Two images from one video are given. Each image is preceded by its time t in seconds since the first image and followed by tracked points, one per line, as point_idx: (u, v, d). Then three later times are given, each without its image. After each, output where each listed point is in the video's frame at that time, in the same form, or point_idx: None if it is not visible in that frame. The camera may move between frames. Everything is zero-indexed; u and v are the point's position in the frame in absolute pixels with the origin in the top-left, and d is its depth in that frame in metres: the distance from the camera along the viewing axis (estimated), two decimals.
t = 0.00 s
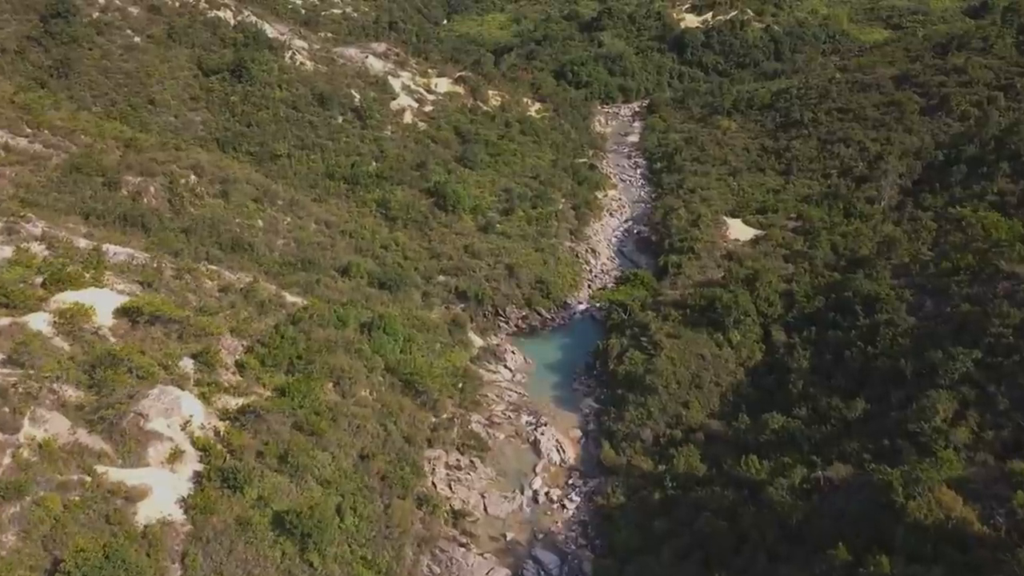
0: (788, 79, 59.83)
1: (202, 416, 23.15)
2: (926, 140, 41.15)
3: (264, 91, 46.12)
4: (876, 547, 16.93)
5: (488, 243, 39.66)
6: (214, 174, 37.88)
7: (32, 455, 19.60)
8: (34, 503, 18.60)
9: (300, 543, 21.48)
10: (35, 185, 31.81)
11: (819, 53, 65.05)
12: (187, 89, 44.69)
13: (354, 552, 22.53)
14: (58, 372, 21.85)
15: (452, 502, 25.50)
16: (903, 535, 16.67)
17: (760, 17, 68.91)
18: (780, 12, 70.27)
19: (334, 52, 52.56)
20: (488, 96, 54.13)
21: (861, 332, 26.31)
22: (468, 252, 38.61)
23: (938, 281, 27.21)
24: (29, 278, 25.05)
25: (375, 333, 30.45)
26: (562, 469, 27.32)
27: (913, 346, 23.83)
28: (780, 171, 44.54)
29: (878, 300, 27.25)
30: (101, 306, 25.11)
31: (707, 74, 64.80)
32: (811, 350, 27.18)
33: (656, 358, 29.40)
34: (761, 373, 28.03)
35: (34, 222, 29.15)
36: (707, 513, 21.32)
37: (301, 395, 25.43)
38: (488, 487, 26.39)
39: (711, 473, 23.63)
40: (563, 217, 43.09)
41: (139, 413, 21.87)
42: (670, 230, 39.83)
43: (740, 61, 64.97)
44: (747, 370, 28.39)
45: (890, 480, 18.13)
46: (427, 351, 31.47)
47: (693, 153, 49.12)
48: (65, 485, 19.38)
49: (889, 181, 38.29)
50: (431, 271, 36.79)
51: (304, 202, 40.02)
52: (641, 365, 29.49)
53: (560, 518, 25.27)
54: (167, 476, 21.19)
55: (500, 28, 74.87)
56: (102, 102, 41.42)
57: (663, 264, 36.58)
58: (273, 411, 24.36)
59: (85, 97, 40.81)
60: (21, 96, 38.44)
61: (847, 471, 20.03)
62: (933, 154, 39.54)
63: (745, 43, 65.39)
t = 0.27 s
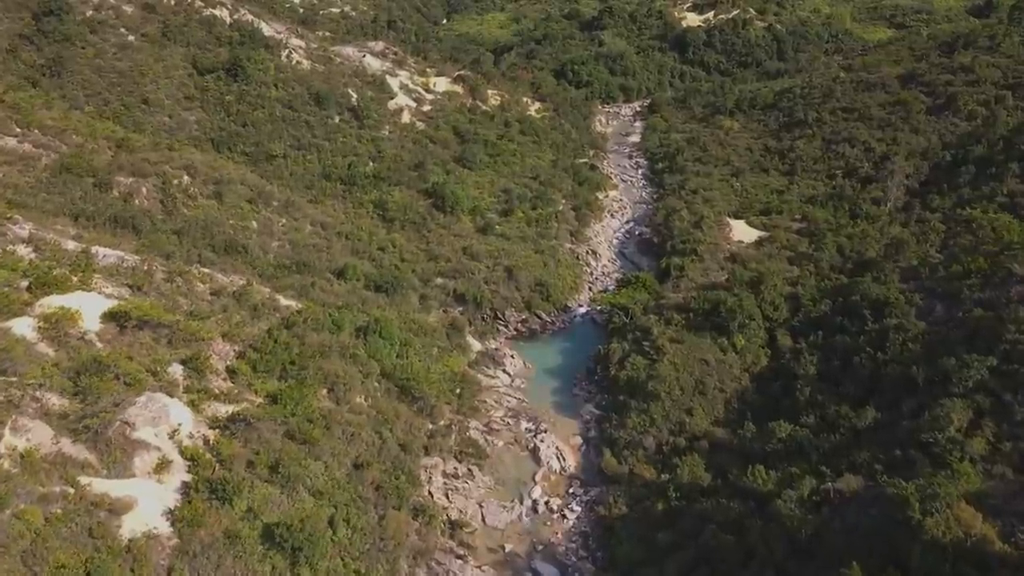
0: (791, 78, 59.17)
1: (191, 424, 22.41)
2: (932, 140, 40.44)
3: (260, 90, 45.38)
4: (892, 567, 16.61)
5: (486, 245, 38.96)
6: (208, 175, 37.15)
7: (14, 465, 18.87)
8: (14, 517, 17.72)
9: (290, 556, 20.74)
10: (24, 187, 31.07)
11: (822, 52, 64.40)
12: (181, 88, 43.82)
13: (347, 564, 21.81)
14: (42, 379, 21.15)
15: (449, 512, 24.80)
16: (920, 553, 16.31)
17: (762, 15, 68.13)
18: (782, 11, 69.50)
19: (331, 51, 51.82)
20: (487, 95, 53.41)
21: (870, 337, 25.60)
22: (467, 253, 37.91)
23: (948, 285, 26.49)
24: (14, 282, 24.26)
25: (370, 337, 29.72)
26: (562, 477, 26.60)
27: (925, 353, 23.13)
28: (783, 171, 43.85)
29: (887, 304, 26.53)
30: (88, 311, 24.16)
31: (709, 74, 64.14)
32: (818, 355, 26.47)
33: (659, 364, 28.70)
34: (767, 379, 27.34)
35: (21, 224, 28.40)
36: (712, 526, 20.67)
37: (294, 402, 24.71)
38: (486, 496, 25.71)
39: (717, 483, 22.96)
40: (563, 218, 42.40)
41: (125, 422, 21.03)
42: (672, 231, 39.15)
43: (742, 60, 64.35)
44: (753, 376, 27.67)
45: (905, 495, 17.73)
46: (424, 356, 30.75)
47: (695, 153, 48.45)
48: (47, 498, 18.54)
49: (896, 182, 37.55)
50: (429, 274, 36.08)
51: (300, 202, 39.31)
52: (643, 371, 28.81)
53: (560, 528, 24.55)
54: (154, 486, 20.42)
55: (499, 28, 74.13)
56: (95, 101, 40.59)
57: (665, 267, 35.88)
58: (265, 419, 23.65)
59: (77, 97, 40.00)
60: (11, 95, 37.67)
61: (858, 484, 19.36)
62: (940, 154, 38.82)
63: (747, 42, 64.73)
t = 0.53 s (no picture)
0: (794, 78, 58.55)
1: (178, 433, 21.72)
2: (939, 139, 39.71)
3: (256, 89, 44.65)
4: None
5: (485, 246, 38.26)
6: (202, 175, 36.42)
7: None
8: None
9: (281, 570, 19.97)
10: (12, 187, 30.34)
11: (825, 50, 63.76)
12: (176, 87, 43.06)
13: None
14: (23, 386, 20.40)
15: (446, 521, 24.12)
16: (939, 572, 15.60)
17: (764, 13, 67.42)
18: (785, 9, 68.75)
19: (329, 50, 51.09)
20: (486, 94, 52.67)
21: (879, 342, 24.87)
22: (465, 255, 37.20)
23: (960, 287, 25.74)
24: None
25: (366, 341, 28.98)
26: (562, 486, 25.88)
27: (937, 359, 22.41)
28: (787, 171, 43.15)
29: (897, 307, 25.77)
30: (73, 315, 23.61)
31: (711, 74, 63.51)
32: (826, 360, 25.73)
33: (661, 369, 27.97)
34: (773, 385, 26.64)
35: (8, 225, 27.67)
36: (718, 539, 19.99)
37: (286, 409, 24.02)
38: (484, 505, 25.02)
39: (721, 494, 22.26)
40: (563, 219, 41.70)
41: (110, 430, 20.34)
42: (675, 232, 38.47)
43: (744, 59, 63.73)
44: (758, 382, 26.96)
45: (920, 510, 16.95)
46: (421, 360, 30.02)
47: (697, 153, 47.79)
48: (27, 510, 17.68)
49: (903, 182, 36.80)
50: (427, 276, 35.38)
51: (296, 203, 38.61)
52: (645, 376, 28.09)
53: (560, 539, 23.84)
54: (139, 498, 19.68)
55: (499, 27, 73.40)
56: (87, 99, 39.80)
57: (667, 269, 35.18)
58: (256, 427, 22.95)
59: (70, 95, 39.20)
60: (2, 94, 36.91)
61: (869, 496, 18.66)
62: (948, 154, 38.07)
63: (750, 41, 64.09)
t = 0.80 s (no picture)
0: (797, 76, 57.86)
1: (166, 441, 20.86)
2: (946, 139, 38.97)
3: (251, 88, 43.89)
4: None
5: (484, 247, 37.52)
6: (195, 175, 35.67)
7: None
8: None
9: None
10: None
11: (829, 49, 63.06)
12: (170, 85, 42.25)
13: None
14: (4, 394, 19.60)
15: (442, 532, 23.39)
16: None
17: (767, 11, 66.62)
18: (788, 7, 67.93)
19: (326, 48, 50.32)
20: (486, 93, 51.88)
21: (888, 347, 24.15)
22: (464, 256, 36.46)
23: (972, 290, 24.98)
24: None
25: (361, 345, 28.24)
26: (562, 495, 25.13)
27: (949, 365, 21.69)
28: (791, 171, 42.42)
29: (907, 311, 25.06)
30: (57, 319, 22.78)
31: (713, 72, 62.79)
32: (834, 366, 25.00)
33: (664, 374, 27.25)
34: (779, 391, 25.96)
35: None
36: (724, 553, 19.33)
37: (278, 417, 23.31)
38: (482, 515, 24.30)
39: (727, 505, 21.57)
40: (563, 220, 40.98)
41: (94, 439, 19.44)
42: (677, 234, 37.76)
43: (747, 58, 63.05)
44: (763, 388, 26.25)
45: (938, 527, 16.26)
46: (418, 364, 29.28)
47: (700, 152, 47.06)
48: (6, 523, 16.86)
49: (910, 182, 36.04)
50: (425, 278, 34.65)
51: (291, 204, 37.91)
52: (648, 381, 27.37)
53: (560, 550, 23.13)
54: (123, 510, 18.87)
55: (499, 25, 72.64)
56: (79, 97, 38.99)
57: (670, 271, 34.46)
58: (246, 436, 22.23)
59: (61, 94, 38.40)
60: None
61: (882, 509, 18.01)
62: (956, 153, 37.31)
63: (752, 39, 63.38)
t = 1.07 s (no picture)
0: (800, 75, 57.12)
1: (151, 452, 20.04)
2: (954, 138, 38.21)
3: (246, 86, 43.11)
4: None
5: (483, 248, 36.76)
6: (187, 175, 34.89)
7: None
8: None
9: None
10: None
11: (831, 47, 62.35)
12: (163, 83, 41.37)
13: None
14: None
15: (438, 544, 22.65)
16: None
17: (769, 9, 65.87)
18: (790, 5, 67.18)
19: (322, 46, 49.54)
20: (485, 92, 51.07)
21: (899, 352, 23.41)
22: (462, 258, 35.70)
23: (984, 293, 24.24)
24: None
25: (355, 350, 27.49)
26: (562, 504, 24.37)
27: (963, 372, 20.96)
28: (795, 171, 41.64)
29: (917, 314, 24.34)
30: (40, 323, 21.92)
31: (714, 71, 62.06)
32: (841, 371, 24.26)
33: (667, 379, 26.52)
34: (786, 397, 25.23)
35: None
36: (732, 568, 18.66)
37: (268, 424, 22.58)
38: (479, 526, 23.57)
39: (733, 517, 20.87)
40: (563, 220, 40.23)
41: (76, 450, 18.62)
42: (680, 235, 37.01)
43: (749, 56, 62.34)
44: (769, 394, 25.54)
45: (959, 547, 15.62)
46: (414, 369, 28.51)
47: (702, 151, 46.31)
48: None
49: (918, 181, 35.28)
50: (421, 280, 33.88)
51: (285, 204, 37.15)
52: (650, 387, 26.63)
53: (560, 562, 22.40)
54: (104, 523, 18.04)
55: (498, 24, 71.85)
56: (70, 96, 38.17)
57: (672, 273, 33.71)
58: (234, 444, 21.48)
59: (52, 92, 37.56)
60: None
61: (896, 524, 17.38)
62: (964, 152, 36.55)
63: (754, 37, 62.66)
